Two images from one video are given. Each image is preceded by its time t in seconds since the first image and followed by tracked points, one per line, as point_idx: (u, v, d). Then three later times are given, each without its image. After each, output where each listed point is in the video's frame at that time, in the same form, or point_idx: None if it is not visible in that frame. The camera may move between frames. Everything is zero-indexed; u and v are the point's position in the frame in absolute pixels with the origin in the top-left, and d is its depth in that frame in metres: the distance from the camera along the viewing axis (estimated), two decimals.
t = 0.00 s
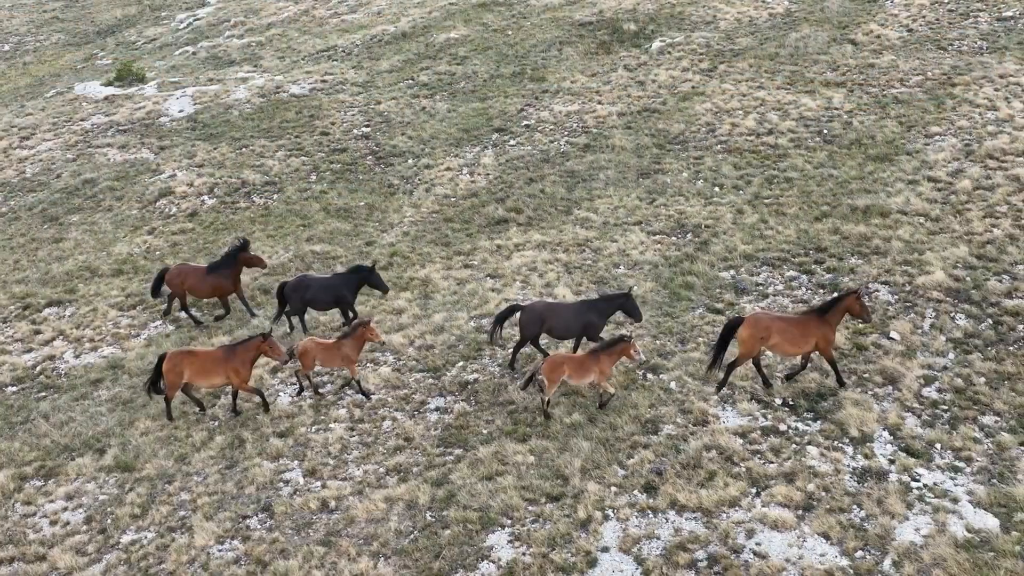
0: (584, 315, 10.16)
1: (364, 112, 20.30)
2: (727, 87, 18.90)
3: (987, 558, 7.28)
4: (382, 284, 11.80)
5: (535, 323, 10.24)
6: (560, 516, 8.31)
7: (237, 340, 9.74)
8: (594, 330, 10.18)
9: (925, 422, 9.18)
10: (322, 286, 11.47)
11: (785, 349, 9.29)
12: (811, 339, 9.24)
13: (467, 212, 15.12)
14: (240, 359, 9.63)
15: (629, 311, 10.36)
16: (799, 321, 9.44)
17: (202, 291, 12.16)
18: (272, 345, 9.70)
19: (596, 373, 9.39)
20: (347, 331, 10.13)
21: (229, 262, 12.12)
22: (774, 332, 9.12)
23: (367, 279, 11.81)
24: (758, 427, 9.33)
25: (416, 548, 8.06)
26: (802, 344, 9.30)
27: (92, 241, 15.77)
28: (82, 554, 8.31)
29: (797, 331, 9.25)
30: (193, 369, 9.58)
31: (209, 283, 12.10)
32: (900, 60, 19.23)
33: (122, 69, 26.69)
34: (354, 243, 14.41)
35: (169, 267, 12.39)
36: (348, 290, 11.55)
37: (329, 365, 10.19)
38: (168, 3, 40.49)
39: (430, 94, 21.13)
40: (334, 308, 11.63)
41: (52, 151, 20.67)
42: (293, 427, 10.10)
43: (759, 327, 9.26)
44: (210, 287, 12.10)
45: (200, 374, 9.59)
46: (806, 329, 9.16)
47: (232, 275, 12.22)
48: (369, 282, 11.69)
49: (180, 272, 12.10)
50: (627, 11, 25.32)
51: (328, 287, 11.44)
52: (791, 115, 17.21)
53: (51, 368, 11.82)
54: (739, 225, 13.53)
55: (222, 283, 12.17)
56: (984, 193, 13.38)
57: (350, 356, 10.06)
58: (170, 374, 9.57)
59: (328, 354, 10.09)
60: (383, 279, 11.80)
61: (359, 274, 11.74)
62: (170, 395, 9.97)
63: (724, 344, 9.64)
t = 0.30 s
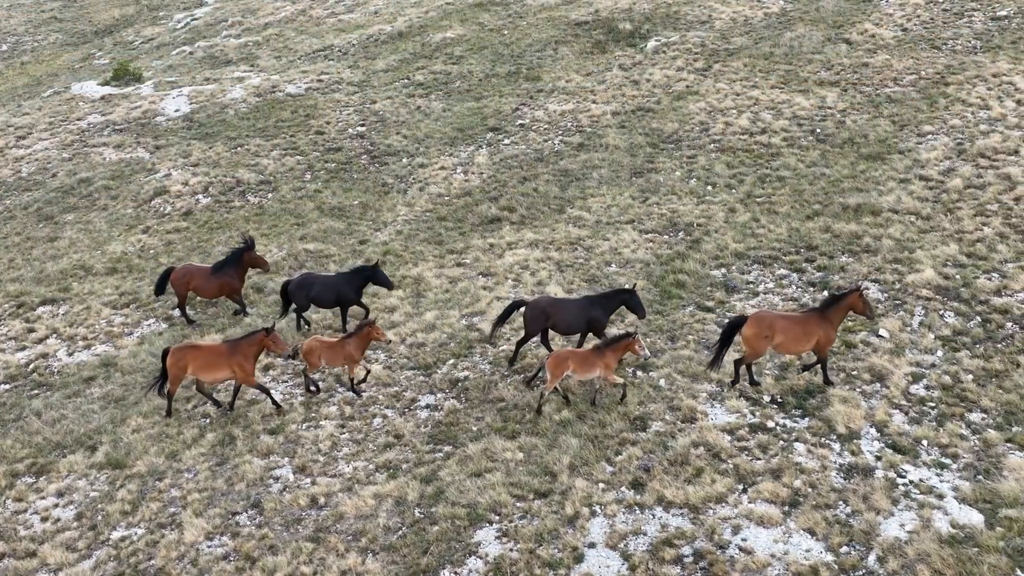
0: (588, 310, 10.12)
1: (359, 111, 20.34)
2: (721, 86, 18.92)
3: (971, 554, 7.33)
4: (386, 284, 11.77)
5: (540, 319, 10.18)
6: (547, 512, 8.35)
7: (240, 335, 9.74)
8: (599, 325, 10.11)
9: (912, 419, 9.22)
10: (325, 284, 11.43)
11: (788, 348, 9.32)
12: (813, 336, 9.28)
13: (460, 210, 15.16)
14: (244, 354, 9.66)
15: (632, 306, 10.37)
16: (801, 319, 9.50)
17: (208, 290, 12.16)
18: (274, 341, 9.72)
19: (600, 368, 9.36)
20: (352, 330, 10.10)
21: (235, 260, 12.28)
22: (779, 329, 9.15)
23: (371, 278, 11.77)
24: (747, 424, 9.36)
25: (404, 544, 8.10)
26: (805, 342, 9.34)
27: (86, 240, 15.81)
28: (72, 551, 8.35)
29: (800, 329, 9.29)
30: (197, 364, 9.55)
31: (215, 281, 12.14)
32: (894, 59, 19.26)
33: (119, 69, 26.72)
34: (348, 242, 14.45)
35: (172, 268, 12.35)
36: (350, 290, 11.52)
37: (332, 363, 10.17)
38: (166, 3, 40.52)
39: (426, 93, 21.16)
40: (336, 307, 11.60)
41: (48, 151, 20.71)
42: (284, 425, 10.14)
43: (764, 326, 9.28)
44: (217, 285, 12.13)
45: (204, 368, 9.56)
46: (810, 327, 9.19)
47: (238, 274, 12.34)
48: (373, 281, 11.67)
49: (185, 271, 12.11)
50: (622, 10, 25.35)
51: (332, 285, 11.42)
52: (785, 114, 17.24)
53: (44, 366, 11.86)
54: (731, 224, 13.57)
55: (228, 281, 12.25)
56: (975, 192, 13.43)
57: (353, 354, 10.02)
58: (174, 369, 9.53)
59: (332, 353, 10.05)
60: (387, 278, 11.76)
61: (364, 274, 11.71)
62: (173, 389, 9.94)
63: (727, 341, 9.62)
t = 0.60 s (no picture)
0: (591, 308, 10.13)
1: (354, 110, 20.40)
2: (715, 85, 18.97)
3: (952, 548, 7.39)
4: (389, 279, 11.74)
5: (544, 317, 10.19)
6: (534, 507, 8.41)
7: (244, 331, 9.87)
8: (602, 322, 10.15)
9: (898, 415, 9.27)
10: (329, 280, 11.40)
11: (789, 346, 9.34)
12: (814, 334, 9.29)
13: (453, 209, 15.21)
14: (247, 351, 9.77)
15: (635, 304, 10.48)
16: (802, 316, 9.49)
17: (213, 288, 12.09)
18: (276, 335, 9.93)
19: (604, 360, 9.46)
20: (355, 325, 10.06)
21: (239, 257, 12.22)
22: (780, 328, 9.14)
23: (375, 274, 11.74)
24: (734, 420, 9.41)
25: (392, 539, 8.16)
26: (805, 340, 9.35)
27: (81, 239, 15.87)
28: (62, 546, 8.40)
29: (800, 327, 9.29)
30: (201, 361, 9.60)
31: (220, 278, 12.08)
32: (887, 58, 19.31)
33: (115, 68, 26.76)
34: (340, 240, 14.51)
35: (177, 267, 12.34)
36: (353, 286, 11.50)
37: (335, 359, 10.15)
38: (164, 3, 40.58)
39: (421, 92, 21.21)
40: (339, 302, 11.58)
41: (44, 150, 20.77)
42: (273, 421, 10.19)
43: (765, 325, 9.27)
44: (222, 282, 12.06)
45: (207, 365, 9.62)
46: (811, 325, 9.19)
47: (243, 270, 12.26)
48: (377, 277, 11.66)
49: (190, 269, 12.08)
50: (617, 9, 25.39)
51: (335, 281, 11.39)
52: (777, 113, 17.28)
53: (37, 364, 11.91)
54: (722, 222, 13.62)
55: (233, 277, 12.17)
56: (965, 190, 13.48)
57: (356, 350, 9.98)
58: (178, 365, 9.57)
59: (335, 347, 10.02)
60: (390, 274, 11.73)
61: (367, 269, 11.68)
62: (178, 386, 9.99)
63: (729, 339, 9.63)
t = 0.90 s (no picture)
0: (591, 304, 10.17)
1: (348, 109, 20.45)
2: (708, 84, 19.02)
3: (933, 541, 7.47)
4: (391, 275, 11.71)
5: (546, 314, 10.22)
6: (520, 501, 8.47)
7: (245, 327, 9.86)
8: (603, 319, 10.18)
9: (882, 411, 9.34)
10: (330, 277, 11.44)
11: (789, 340, 9.35)
12: (814, 328, 9.29)
13: (446, 206, 15.25)
14: (248, 348, 9.76)
15: (636, 300, 10.45)
16: (802, 310, 9.48)
17: (217, 282, 12.13)
18: (280, 334, 9.80)
19: (606, 355, 9.47)
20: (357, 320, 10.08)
21: (242, 250, 12.17)
22: (781, 323, 9.14)
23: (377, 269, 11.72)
24: (719, 415, 9.46)
25: (378, 533, 8.22)
26: (805, 334, 9.37)
27: (75, 236, 15.92)
28: (51, 539, 8.46)
29: (800, 321, 9.29)
30: (203, 358, 9.66)
31: (223, 272, 12.09)
32: (880, 57, 19.36)
33: (111, 67, 26.82)
34: (333, 238, 14.57)
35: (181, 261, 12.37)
36: (356, 282, 11.53)
37: (338, 353, 10.20)
38: (161, 3, 40.64)
39: (415, 91, 21.26)
40: (342, 299, 11.60)
41: (39, 148, 20.82)
42: (263, 417, 10.24)
43: (764, 320, 9.28)
44: (226, 276, 12.08)
45: (209, 363, 9.67)
46: (811, 320, 9.19)
47: (246, 263, 12.23)
48: (378, 273, 11.61)
49: (194, 264, 12.10)
50: (612, 8, 25.42)
51: (337, 278, 11.43)
52: (770, 111, 17.33)
53: (29, 360, 11.96)
54: (712, 219, 13.67)
55: (237, 271, 12.16)
56: (955, 187, 13.54)
57: (360, 345, 10.02)
58: (181, 364, 9.67)
59: (338, 341, 10.06)
60: (393, 269, 11.69)
61: (368, 265, 11.63)
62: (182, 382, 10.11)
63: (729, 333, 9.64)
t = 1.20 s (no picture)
0: (590, 300, 10.18)
1: (342, 107, 20.50)
2: (700, 82, 19.08)
3: (912, 534, 7.53)
4: (393, 270, 11.82)
5: (546, 309, 10.25)
6: (504, 495, 8.53)
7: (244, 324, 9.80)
8: (602, 315, 10.19)
9: (866, 405, 9.40)
10: (333, 275, 11.48)
11: (788, 332, 9.44)
12: (813, 320, 9.39)
13: (437, 204, 15.31)
14: (248, 344, 9.73)
15: (636, 293, 10.40)
16: (801, 302, 9.58)
17: (220, 277, 12.22)
18: (280, 331, 9.76)
19: (606, 351, 9.60)
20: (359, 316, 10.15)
21: (244, 245, 12.27)
22: (780, 315, 9.23)
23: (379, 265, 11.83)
24: (704, 409, 9.51)
25: (363, 527, 8.29)
26: (805, 325, 9.46)
27: (68, 234, 15.98)
28: (38, 533, 8.52)
29: (800, 313, 9.39)
30: (203, 354, 9.68)
31: (226, 267, 12.18)
32: (872, 55, 19.42)
33: (107, 66, 26.88)
34: (324, 235, 14.63)
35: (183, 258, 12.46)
36: (358, 279, 11.59)
37: (341, 350, 10.28)
38: (159, 2, 40.69)
39: (409, 90, 21.32)
40: (345, 296, 11.62)
41: (34, 147, 20.89)
42: (251, 412, 10.30)
43: (764, 311, 9.38)
44: (228, 271, 12.17)
45: (209, 359, 9.69)
46: (810, 312, 9.29)
47: (248, 258, 12.34)
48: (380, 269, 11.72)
49: (197, 260, 12.19)
50: (607, 8, 25.46)
51: (340, 276, 11.47)
52: (761, 109, 17.38)
53: (20, 356, 12.02)
54: (702, 217, 13.72)
55: (240, 266, 12.26)
56: (943, 184, 13.60)
57: (362, 341, 10.12)
58: (182, 360, 9.70)
59: (341, 338, 10.15)
60: (394, 265, 11.79)
61: (370, 261, 11.76)
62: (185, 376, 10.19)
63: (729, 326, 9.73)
